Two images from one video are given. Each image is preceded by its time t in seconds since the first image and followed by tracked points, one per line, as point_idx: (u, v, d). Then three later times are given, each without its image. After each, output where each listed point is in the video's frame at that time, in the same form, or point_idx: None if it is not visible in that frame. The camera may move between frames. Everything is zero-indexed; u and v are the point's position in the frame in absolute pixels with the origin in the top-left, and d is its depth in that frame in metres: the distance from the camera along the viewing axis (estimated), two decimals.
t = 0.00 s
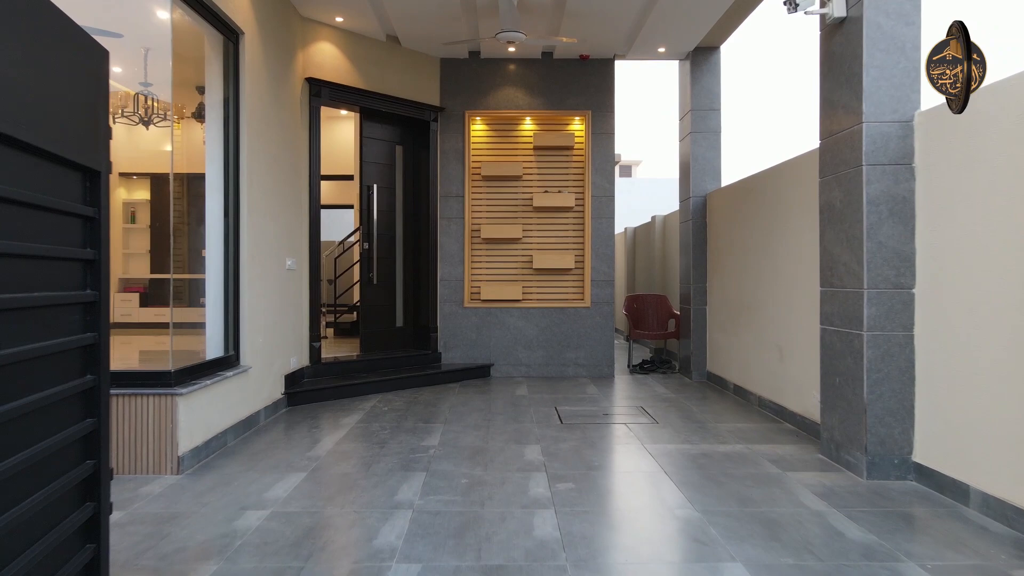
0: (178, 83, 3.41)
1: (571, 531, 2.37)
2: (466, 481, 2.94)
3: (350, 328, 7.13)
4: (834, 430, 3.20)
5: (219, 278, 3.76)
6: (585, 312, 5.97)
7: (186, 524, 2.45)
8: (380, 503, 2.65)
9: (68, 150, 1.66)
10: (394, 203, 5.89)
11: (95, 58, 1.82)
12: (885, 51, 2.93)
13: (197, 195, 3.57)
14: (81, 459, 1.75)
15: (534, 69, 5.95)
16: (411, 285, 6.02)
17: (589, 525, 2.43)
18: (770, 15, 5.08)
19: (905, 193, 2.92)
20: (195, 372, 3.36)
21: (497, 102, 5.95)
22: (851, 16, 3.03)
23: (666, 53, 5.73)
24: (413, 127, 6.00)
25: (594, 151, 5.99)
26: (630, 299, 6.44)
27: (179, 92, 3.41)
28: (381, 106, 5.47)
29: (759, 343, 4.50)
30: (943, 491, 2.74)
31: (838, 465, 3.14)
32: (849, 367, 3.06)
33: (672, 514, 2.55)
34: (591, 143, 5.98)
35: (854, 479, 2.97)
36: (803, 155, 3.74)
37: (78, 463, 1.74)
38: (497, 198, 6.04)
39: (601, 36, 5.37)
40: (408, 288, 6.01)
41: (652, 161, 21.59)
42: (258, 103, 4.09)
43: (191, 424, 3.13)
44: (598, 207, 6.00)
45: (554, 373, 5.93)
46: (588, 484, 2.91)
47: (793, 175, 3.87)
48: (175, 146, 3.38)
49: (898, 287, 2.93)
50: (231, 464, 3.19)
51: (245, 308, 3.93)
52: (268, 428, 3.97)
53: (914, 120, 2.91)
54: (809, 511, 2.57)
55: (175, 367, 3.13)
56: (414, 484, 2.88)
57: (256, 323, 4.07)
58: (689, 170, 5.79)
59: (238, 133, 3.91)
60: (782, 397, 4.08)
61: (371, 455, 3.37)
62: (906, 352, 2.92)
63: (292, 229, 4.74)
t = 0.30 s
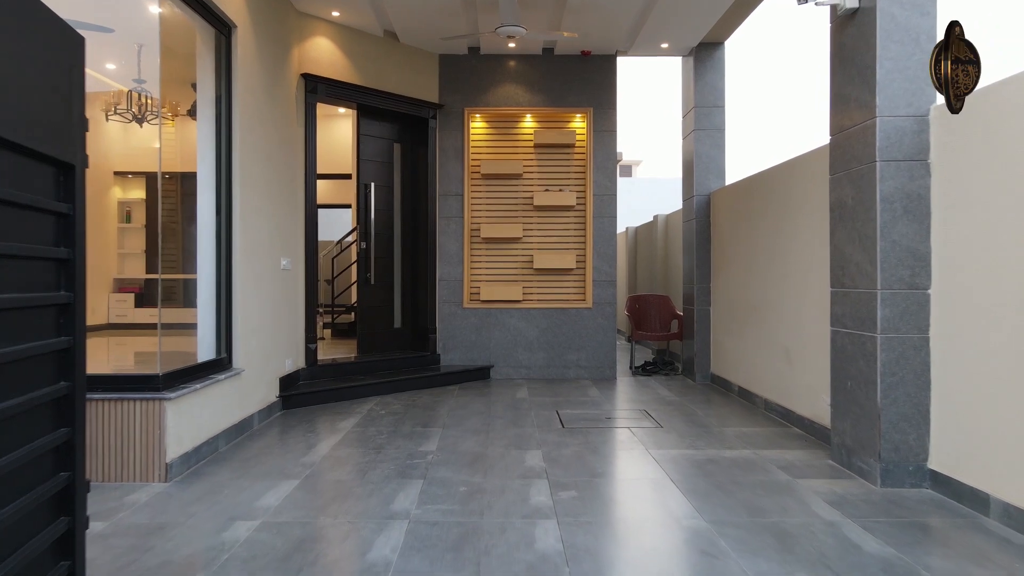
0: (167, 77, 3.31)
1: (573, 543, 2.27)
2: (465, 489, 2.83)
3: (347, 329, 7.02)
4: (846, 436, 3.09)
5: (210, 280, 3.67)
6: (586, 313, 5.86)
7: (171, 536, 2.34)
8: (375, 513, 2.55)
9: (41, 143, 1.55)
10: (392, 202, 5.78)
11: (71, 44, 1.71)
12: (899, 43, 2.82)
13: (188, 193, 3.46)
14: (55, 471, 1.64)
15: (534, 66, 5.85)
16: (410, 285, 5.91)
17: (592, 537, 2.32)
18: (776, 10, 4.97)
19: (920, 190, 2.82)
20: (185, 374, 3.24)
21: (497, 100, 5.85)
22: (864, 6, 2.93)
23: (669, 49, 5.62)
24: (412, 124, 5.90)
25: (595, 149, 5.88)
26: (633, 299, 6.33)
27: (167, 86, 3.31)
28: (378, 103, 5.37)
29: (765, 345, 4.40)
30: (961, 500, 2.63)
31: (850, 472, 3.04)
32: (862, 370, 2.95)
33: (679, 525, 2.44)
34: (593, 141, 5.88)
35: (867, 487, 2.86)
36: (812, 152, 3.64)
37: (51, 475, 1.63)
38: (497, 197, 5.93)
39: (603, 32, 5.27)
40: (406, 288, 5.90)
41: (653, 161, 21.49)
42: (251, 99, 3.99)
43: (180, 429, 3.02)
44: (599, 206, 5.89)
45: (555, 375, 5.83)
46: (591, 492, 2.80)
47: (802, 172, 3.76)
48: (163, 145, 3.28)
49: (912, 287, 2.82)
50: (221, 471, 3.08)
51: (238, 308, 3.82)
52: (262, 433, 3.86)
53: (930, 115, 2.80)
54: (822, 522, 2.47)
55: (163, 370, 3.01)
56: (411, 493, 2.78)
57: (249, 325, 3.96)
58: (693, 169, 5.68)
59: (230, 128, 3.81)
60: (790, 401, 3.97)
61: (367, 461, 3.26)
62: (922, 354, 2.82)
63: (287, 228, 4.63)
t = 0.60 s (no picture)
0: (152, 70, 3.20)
1: (575, 556, 2.16)
2: (462, 498, 2.72)
3: (344, 330, 6.90)
4: (857, 442, 2.98)
5: (200, 280, 3.57)
6: (587, 314, 5.76)
7: (154, 549, 2.23)
8: (368, 524, 2.44)
9: (3, 134, 1.42)
10: (389, 201, 5.67)
11: (41, 29, 1.59)
12: (914, 34, 2.72)
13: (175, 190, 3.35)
14: (23, 486, 1.52)
15: (534, 62, 5.74)
16: (407, 285, 5.81)
17: (595, 550, 2.22)
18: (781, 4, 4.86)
19: (935, 187, 2.71)
20: (173, 378, 3.13)
21: (496, 96, 5.74)
22: None
23: (671, 45, 5.51)
24: (410, 121, 5.79)
25: (596, 146, 5.78)
26: (634, 299, 6.22)
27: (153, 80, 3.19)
28: (375, 100, 5.26)
29: (771, 347, 4.29)
30: (979, 510, 2.52)
31: (861, 479, 2.93)
32: (874, 374, 2.84)
33: (686, 536, 2.34)
34: (594, 139, 5.77)
35: (880, 495, 2.75)
36: (820, 149, 3.53)
37: (18, 489, 1.51)
38: (496, 196, 5.83)
39: (604, 27, 5.16)
40: (404, 289, 5.79)
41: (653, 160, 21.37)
42: (243, 95, 3.89)
43: (167, 436, 2.91)
44: (600, 204, 5.79)
45: (555, 377, 5.72)
46: (594, 502, 2.69)
47: (809, 170, 3.65)
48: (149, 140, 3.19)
49: (927, 288, 2.71)
50: (210, 478, 2.98)
51: (229, 309, 3.71)
52: (254, 438, 3.75)
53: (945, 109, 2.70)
54: (835, 533, 2.36)
55: (149, 375, 2.90)
56: (406, 502, 2.67)
57: (241, 326, 3.85)
58: (696, 167, 5.58)
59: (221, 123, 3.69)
60: (797, 405, 3.86)
61: (361, 467, 3.16)
62: (937, 358, 2.71)
63: (282, 227, 4.53)
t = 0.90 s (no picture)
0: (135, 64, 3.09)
1: (575, 571, 2.06)
2: (458, 508, 2.62)
3: (341, 331, 6.80)
4: (867, 449, 2.88)
5: (189, 280, 3.46)
6: (587, 315, 5.66)
7: (133, 563, 2.12)
8: (359, 536, 2.34)
9: None
10: (386, 200, 5.57)
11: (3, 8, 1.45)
12: (927, 26, 2.61)
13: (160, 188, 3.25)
14: None
15: (534, 58, 5.64)
16: (404, 286, 5.71)
17: (596, 564, 2.12)
18: None
19: (950, 184, 2.61)
20: (160, 383, 3.02)
21: (495, 93, 5.64)
22: None
23: (673, 41, 5.41)
24: (407, 119, 5.68)
25: (596, 144, 5.67)
26: (634, 301, 6.13)
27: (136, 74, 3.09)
28: (371, 97, 5.16)
29: (775, 349, 4.19)
30: (996, 521, 2.42)
31: (872, 488, 2.83)
32: (885, 379, 2.74)
33: (690, 549, 2.24)
34: (594, 137, 5.67)
35: (892, 505, 2.65)
36: (828, 146, 3.43)
37: None
38: (495, 195, 5.73)
39: (605, 22, 5.06)
40: (401, 290, 5.70)
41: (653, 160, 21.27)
42: (234, 89, 3.78)
43: (152, 443, 2.81)
44: (600, 203, 5.68)
45: (555, 379, 5.62)
46: (594, 512, 2.59)
47: (817, 167, 3.55)
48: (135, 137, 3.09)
49: (941, 290, 2.61)
50: (197, 486, 2.88)
51: (219, 311, 3.60)
52: (245, 443, 3.65)
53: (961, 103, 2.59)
54: (846, 546, 2.26)
55: (133, 379, 2.79)
56: (399, 512, 2.57)
57: (232, 329, 3.74)
58: (698, 166, 5.47)
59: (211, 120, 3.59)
60: (804, 409, 3.76)
61: (354, 474, 3.06)
62: (952, 363, 2.61)
63: (274, 226, 4.43)
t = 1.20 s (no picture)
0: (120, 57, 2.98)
1: None
2: (455, 517, 2.52)
3: (337, 332, 6.70)
4: (879, 455, 2.78)
5: (180, 279, 3.36)
6: (588, 316, 5.55)
7: None
8: (351, 548, 2.24)
9: None
10: (383, 199, 5.48)
11: None
12: (943, 16, 2.51)
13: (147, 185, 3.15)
14: None
15: (534, 54, 5.54)
16: (402, 286, 5.61)
17: None
18: None
19: (967, 181, 2.51)
20: (147, 388, 2.92)
21: (494, 90, 5.54)
22: None
23: (675, 37, 5.30)
24: (404, 116, 5.58)
25: (597, 142, 5.57)
26: (636, 301, 6.03)
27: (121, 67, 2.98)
28: (368, 94, 5.06)
29: (781, 351, 4.09)
30: (1017, 532, 2.32)
31: (885, 496, 2.73)
32: (899, 384, 2.64)
33: (697, 562, 2.14)
34: (595, 135, 5.57)
35: (907, 514, 2.55)
36: (836, 143, 3.33)
37: None
38: (495, 193, 5.63)
39: (607, 17, 4.96)
40: (398, 290, 5.60)
41: (654, 160, 21.11)
42: (226, 84, 3.69)
43: (138, 449, 2.71)
44: (601, 202, 5.58)
45: (555, 382, 5.52)
46: (597, 521, 2.49)
47: (824, 165, 3.45)
48: (120, 133, 2.99)
49: (957, 291, 2.51)
50: (185, 494, 2.78)
51: (210, 312, 3.50)
52: (237, 448, 3.54)
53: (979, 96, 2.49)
54: (861, 559, 2.15)
55: (118, 385, 2.69)
56: (394, 522, 2.47)
57: (224, 330, 3.64)
58: (701, 164, 5.37)
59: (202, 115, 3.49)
60: (811, 413, 3.66)
61: (348, 481, 2.96)
62: (969, 367, 2.50)
63: (269, 225, 4.32)
